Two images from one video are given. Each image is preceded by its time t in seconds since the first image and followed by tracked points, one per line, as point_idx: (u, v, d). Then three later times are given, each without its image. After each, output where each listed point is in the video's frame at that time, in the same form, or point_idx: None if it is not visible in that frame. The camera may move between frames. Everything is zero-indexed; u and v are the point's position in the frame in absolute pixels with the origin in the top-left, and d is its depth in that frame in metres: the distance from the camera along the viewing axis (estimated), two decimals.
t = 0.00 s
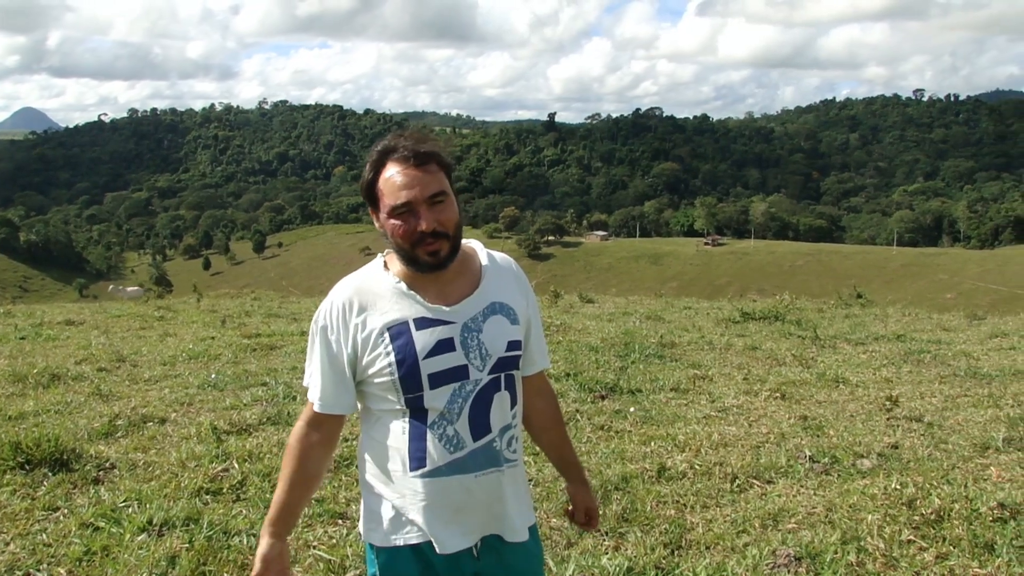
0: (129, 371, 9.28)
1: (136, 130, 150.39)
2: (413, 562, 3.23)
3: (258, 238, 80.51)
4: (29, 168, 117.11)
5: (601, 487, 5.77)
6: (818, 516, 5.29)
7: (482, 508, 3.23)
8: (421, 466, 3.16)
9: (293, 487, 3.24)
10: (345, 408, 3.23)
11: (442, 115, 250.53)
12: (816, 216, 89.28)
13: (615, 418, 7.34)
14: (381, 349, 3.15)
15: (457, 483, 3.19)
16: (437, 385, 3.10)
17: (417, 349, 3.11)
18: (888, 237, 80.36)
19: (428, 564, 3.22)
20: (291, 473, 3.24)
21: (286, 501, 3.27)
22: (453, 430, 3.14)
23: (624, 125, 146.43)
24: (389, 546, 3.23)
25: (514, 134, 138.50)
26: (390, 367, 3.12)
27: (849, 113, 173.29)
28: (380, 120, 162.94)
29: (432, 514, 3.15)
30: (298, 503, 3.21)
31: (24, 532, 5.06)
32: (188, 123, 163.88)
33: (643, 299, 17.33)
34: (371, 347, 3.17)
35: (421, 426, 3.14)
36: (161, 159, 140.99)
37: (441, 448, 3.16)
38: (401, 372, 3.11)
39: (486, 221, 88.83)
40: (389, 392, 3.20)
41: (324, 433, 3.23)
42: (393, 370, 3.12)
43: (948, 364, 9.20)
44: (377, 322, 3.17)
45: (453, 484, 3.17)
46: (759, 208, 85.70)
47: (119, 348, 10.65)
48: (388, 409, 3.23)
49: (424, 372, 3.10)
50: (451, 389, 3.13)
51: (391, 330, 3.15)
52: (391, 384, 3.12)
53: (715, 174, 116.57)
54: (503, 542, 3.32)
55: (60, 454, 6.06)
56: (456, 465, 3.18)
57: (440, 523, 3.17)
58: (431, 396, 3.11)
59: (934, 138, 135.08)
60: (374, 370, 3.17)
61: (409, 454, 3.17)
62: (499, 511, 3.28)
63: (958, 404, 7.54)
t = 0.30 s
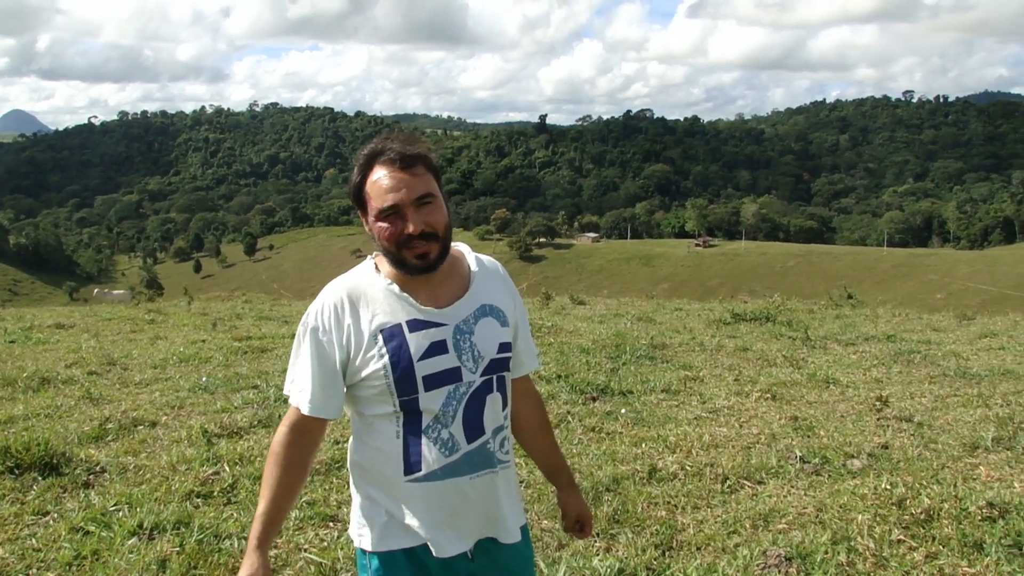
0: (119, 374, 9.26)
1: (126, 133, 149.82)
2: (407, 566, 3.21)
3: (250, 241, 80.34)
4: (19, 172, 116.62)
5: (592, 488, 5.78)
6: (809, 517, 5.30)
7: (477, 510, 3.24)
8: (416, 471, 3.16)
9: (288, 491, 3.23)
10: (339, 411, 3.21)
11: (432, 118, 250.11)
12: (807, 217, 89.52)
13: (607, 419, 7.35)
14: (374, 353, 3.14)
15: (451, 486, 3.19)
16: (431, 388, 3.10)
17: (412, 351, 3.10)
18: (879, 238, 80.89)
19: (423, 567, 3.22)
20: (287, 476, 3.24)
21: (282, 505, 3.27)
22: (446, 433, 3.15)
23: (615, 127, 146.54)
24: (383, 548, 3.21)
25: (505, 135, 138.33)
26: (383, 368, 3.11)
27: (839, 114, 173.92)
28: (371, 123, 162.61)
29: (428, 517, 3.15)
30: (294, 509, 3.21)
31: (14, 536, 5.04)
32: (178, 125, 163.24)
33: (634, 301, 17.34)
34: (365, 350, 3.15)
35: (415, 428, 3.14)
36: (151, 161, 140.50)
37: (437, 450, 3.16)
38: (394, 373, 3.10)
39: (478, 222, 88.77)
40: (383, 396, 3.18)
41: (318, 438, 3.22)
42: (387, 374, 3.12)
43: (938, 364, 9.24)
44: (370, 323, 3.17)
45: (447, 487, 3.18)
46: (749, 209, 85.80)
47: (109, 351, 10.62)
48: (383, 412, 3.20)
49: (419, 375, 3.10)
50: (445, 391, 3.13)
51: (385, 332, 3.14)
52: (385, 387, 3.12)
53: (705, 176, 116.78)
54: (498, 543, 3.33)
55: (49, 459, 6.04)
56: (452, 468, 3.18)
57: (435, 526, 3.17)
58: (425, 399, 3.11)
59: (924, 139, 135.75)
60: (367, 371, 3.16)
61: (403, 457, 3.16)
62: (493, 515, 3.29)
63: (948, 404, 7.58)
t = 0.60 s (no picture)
0: (106, 379, 9.23)
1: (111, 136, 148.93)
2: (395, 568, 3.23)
3: (237, 244, 79.96)
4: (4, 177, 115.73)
5: (581, 489, 5.79)
6: (796, 516, 5.33)
7: (465, 512, 3.22)
8: (405, 475, 3.15)
9: (280, 499, 3.22)
10: (328, 417, 3.21)
11: (419, 120, 249.73)
12: (795, 217, 89.77)
13: (595, 420, 7.36)
14: (361, 357, 3.13)
15: (438, 491, 3.18)
16: (420, 391, 3.09)
17: (398, 357, 3.10)
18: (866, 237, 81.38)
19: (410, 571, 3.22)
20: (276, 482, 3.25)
21: (273, 512, 3.27)
22: (435, 437, 3.15)
23: (603, 129, 146.69)
24: (372, 555, 3.21)
25: (494, 136, 137.96)
26: (371, 374, 3.10)
27: (826, 115, 174.64)
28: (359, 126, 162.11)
29: (417, 523, 3.15)
30: (283, 513, 3.20)
31: None
32: (165, 128, 162.41)
33: (623, 302, 17.38)
34: (352, 354, 3.15)
35: (403, 432, 3.14)
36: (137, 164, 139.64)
37: (424, 454, 3.15)
38: (381, 380, 3.10)
39: (466, 224, 88.64)
40: (370, 399, 3.18)
41: (306, 441, 3.22)
42: (375, 378, 3.11)
43: (924, 362, 9.29)
44: (357, 328, 3.16)
45: (436, 492, 3.17)
46: (739, 211, 85.12)
47: (96, 356, 10.59)
48: (369, 418, 3.19)
49: (407, 379, 3.09)
50: (432, 396, 3.13)
51: (372, 337, 3.13)
52: (373, 392, 3.11)
53: (694, 177, 117.02)
54: (488, 549, 3.34)
55: (34, 465, 6.02)
56: (438, 471, 3.18)
57: (425, 530, 3.16)
58: (412, 403, 3.10)
59: (910, 139, 136.47)
60: (354, 376, 3.15)
61: (391, 462, 3.17)
62: (484, 518, 3.29)
63: (934, 403, 7.61)
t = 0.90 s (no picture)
0: (86, 384, 9.17)
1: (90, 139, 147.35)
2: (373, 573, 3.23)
3: (219, 248, 79.35)
4: None
5: (563, 491, 5.79)
6: (777, 515, 5.37)
7: (442, 516, 3.22)
8: (380, 480, 3.14)
9: (253, 503, 3.20)
10: (302, 421, 3.21)
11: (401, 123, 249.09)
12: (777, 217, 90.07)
13: (577, 422, 7.38)
14: (335, 361, 3.12)
15: (415, 497, 3.17)
16: (393, 397, 3.08)
17: (371, 360, 3.09)
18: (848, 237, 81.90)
19: None
20: (250, 487, 3.23)
21: (247, 516, 3.25)
22: (411, 443, 3.13)
23: (586, 131, 146.66)
24: (350, 559, 3.21)
25: (477, 138, 137.60)
26: (345, 380, 3.09)
27: (807, 115, 175.61)
28: (342, 129, 161.36)
29: (394, 530, 3.14)
30: (258, 517, 3.19)
31: None
32: (146, 131, 160.87)
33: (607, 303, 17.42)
34: (325, 360, 3.14)
35: (377, 436, 3.13)
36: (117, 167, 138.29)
37: (398, 459, 3.14)
38: (355, 384, 3.09)
39: (449, 226, 88.40)
40: (344, 405, 3.17)
41: (280, 446, 3.21)
42: (348, 384, 3.10)
43: (904, 362, 9.34)
44: (330, 333, 3.14)
45: (414, 497, 3.16)
46: (720, 211, 85.59)
47: (75, 362, 10.51)
48: (344, 422, 3.18)
49: (381, 383, 3.08)
50: (406, 400, 3.11)
51: (346, 341, 3.11)
52: (347, 396, 3.10)
53: (676, 178, 117.24)
54: (466, 553, 3.33)
55: (12, 472, 5.97)
56: (414, 475, 3.17)
57: (403, 534, 3.16)
58: (387, 407, 3.09)
59: (890, 140, 137.47)
60: (328, 381, 3.14)
61: (368, 466, 3.15)
62: (461, 521, 3.28)
63: (914, 402, 7.64)
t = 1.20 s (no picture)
0: (67, 387, 9.11)
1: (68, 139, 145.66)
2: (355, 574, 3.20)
3: (201, 249, 78.78)
4: None
5: (545, 491, 5.78)
6: (759, 514, 5.38)
7: (426, 520, 3.21)
8: (363, 481, 3.13)
9: (229, 504, 3.18)
10: (283, 422, 3.18)
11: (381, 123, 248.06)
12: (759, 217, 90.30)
13: (559, 422, 7.38)
14: (315, 362, 3.11)
15: (397, 498, 3.15)
16: (375, 398, 3.07)
17: (353, 361, 3.08)
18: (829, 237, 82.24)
19: None
20: (230, 489, 3.20)
21: (222, 518, 3.22)
22: (391, 444, 3.13)
23: (567, 131, 146.53)
24: (331, 563, 3.19)
25: (460, 138, 137.17)
26: (326, 379, 3.08)
27: (788, 115, 176.38)
28: (325, 129, 160.46)
29: (378, 533, 3.13)
30: (240, 518, 3.17)
31: None
32: (127, 131, 159.23)
33: (588, 303, 17.38)
34: (306, 361, 3.11)
35: (358, 437, 3.11)
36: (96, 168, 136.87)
37: (379, 461, 3.13)
38: (336, 385, 3.08)
39: (432, 226, 88.09)
40: (326, 406, 3.15)
41: (260, 448, 3.19)
42: (329, 385, 3.08)
43: (885, 361, 9.37)
44: (311, 336, 3.12)
45: (400, 497, 3.16)
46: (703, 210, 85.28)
47: (56, 364, 10.43)
48: (326, 424, 3.15)
49: (363, 386, 3.06)
50: (389, 400, 3.10)
51: (326, 342, 3.10)
52: (327, 398, 3.08)
53: (658, 178, 117.45)
54: (449, 555, 3.32)
55: None
56: (397, 477, 3.15)
57: (386, 537, 3.15)
58: (368, 409, 3.08)
59: (872, 140, 138.25)
60: (309, 381, 3.12)
61: (350, 470, 3.14)
62: (443, 523, 3.26)
63: (894, 400, 7.68)
